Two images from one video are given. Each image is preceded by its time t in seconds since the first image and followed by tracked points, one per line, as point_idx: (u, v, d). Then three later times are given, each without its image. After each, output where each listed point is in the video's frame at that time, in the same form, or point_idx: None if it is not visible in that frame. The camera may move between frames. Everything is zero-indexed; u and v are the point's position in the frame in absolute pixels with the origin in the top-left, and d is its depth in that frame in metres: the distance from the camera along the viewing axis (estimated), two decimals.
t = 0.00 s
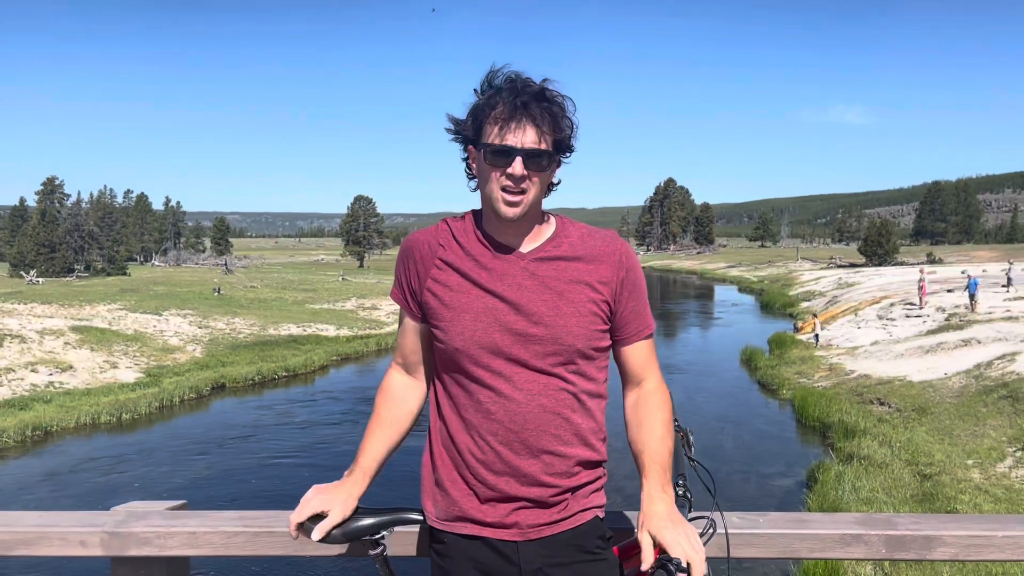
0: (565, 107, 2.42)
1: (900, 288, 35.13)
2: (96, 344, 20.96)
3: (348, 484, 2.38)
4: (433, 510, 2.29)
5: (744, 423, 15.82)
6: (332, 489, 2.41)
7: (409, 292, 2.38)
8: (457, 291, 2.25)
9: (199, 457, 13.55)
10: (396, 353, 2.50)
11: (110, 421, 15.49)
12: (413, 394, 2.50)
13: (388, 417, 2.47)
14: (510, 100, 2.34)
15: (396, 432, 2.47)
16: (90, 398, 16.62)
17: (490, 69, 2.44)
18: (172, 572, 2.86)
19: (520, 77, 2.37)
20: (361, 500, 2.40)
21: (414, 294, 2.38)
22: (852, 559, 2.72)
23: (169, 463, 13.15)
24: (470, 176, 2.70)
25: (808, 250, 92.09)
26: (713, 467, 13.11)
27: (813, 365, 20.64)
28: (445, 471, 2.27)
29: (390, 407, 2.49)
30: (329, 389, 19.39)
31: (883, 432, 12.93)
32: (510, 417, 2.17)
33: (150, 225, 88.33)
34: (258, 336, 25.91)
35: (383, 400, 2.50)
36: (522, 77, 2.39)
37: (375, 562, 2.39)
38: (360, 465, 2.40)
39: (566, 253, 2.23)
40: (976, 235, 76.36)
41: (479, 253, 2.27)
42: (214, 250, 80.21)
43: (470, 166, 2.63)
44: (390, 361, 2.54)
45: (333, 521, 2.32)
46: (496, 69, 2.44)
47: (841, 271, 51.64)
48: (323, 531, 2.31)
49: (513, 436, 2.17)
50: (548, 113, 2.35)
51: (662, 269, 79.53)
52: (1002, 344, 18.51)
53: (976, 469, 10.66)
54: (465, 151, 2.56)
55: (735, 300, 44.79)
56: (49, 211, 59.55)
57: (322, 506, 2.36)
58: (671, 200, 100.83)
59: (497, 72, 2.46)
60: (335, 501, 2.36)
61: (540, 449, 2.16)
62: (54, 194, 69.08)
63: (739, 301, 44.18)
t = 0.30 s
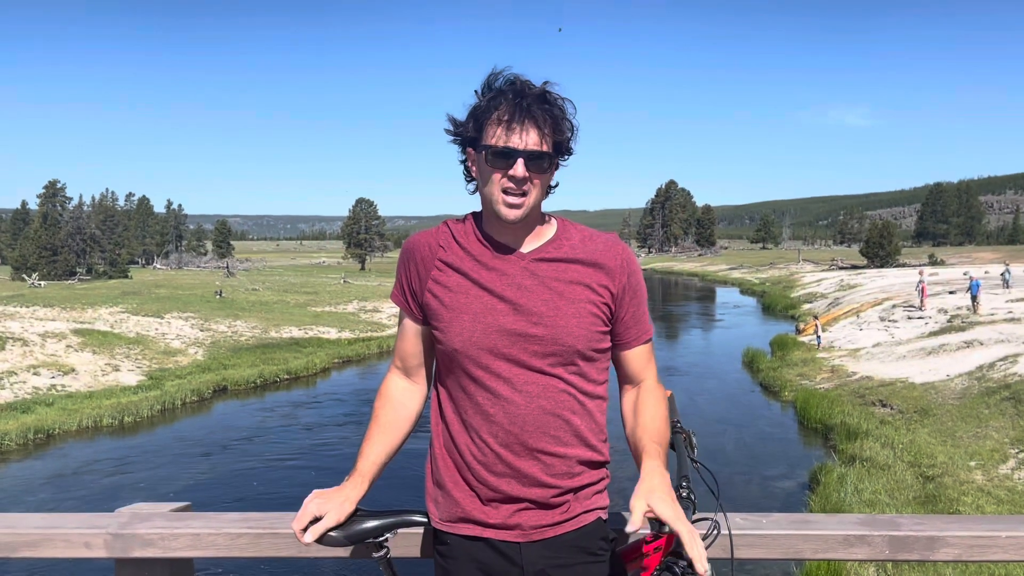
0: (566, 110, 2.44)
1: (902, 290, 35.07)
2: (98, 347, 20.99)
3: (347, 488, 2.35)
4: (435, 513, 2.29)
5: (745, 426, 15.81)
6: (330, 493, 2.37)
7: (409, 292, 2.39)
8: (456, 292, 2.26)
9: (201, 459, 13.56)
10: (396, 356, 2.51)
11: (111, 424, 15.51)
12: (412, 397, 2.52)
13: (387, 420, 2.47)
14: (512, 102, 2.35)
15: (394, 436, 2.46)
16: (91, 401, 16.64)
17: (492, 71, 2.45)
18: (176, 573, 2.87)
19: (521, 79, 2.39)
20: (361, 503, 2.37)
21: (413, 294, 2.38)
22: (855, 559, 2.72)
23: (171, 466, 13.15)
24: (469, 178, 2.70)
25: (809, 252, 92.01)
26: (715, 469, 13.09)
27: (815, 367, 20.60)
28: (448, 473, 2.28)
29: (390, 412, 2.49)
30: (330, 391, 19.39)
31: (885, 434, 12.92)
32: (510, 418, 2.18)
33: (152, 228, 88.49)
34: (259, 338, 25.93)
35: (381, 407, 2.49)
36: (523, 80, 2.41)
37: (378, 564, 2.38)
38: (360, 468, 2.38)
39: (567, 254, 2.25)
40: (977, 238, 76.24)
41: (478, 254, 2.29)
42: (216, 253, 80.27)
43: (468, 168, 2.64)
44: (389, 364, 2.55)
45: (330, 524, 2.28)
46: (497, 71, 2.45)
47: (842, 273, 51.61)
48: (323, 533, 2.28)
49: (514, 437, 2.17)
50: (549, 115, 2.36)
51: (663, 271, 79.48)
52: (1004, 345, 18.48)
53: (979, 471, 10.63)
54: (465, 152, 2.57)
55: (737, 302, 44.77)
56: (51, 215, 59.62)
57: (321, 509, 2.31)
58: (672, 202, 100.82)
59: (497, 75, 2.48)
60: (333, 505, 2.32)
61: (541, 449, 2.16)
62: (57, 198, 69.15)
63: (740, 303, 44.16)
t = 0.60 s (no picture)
0: (571, 116, 2.43)
1: (905, 290, 35.01)
2: (101, 350, 20.99)
3: (350, 488, 2.35)
4: (437, 512, 2.30)
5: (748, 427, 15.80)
6: (331, 493, 2.37)
7: (410, 289, 2.40)
8: (457, 291, 2.26)
9: (203, 460, 13.58)
10: (395, 354, 2.51)
11: (114, 426, 15.52)
12: (411, 393, 2.51)
13: (387, 418, 2.47)
14: (517, 109, 2.33)
15: (393, 434, 2.46)
16: (94, 403, 16.66)
17: (496, 73, 2.43)
18: (180, 572, 2.88)
19: (526, 84, 2.37)
20: (363, 504, 2.37)
21: (414, 290, 2.39)
22: (858, 560, 2.72)
23: (173, 468, 13.15)
24: (471, 179, 2.70)
25: (811, 253, 91.87)
26: (718, 471, 13.08)
27: (817, 368, 20.57)
28: (450, 472, 2.28)
29: (391, 410, 2.48)
30: (333, 392, 19.40)
31: (887, 435, 12.90)
32: (511, 418, 2.18)
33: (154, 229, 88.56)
34: (262, 340, 25.95)
35: (381, 404, 2.49)
36: (529, 83, 2.38)
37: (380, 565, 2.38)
38: (361, 469, 2.37)
39: (568, 255, 2.25)
40: (980, 238, 76.02)
41: (480, 255, 2.29)
42: (219, 255, 80.25)
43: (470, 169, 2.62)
44: (388, 362, 2.55)
45: (332, 525, 2.28)
46: (502, 73, 2.43)
47: (845, 274, 51.52)
48: (325, 534, 2.27)
49: (515, 436, 2.18)
50: (554, 123, 2.35)
51: (666, 272, 79.40)
52: (1006, 346, 18.45)
53: (981, 472, 10.60)
54: (467, 154, 2.56)
55: (738, 303, 44.74)
56: (54, 217, 59.66)
57: (322, 511, 2.30)
58: (674, 204, 100.74)
59: (502, 77, 2.45)
60: (335, 505, 2.32)
61: (541, 448, 2.17)
62: (59, 200, 69.19)
63: (743, 304, 44.12)
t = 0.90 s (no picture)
0: (576, 125, 2.36)
1: (907, 290, 35.00)
2: (103, 350, 21.03)
3: (353, 489, 2.35)
4: (440, 513, 2.30)
5: (750, 427, 15.79)
6: (334, 495, 2.37)
7: (412, 289, 2.40)
8: (459, 294, 2.26)
9: (206, 460, 13.59)
10: (396, 352, 2.50)
11: (116, 426, 15.53)
12: (411, 390, 2.51)
13: (388, 417, 2.46)
14: (523, 116, 2.25)
15: (395, 434, 2.46)
16: (96, 404, 16.68)
17: (505, 76, 2.36)
18: (182, 573, 2.88)
19: (534, 90, 2.30)
20: (366, 503, 2.38)
21: (416, 290, 2.40)
22: (860, 560, 2.72)
23: (175, 468, 13.16)
24: (473, 179, 2.64)
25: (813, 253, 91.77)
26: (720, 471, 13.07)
27: (820, 368, 20.53)
28: (453, 472, 2.28)
29: (393, 409, 2.48)
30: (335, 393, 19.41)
31: (890, 435, 12.89)
32: (514, 419, 2.18)
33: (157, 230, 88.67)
34: (264, 341, 25.99)
35: (382, 405, 2.49)
36: (536, 90, 2.31)
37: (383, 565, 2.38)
38: (364, 470, 2.38)
39: (570, 255, 2.25)
40: (982, 238, 75.89)
41: (482, 259, 2.28)
42: (221, 256, 80.33)
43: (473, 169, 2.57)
44: (387, 360, 2.55)
45: (336, 525, 2.28)
46: (511, 75, 2.36)
47: (847, 274, 51.53)
48: (329, 534, 2.28)
49: (518, 436, 2.18)
50: (559, 133, 2.28)
51: (667, 272, 79.37)
52: (1009, 345, 18.43)
53: (984, 472, 10.59)
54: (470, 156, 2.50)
55: (741, 303, 44.71)
56: (57, 219, 59.72)
57: (325, 511, 2.31)
58: (676, 204, 100.71)
59: (508, 78, 2.38)
60: (339, 505, 2.32)
61: (544, 449, 2.17)
62: (62, 200, 69.27)
63: (744, 304, 44.11)
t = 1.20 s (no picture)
0: (571, 130, 2.34)
1: (909, 289, 34.98)
2: (105, 350, 21.05)
3: (355, 490, 2.35)
4: (443, 512, 2.30)
5: (751, 426, 15.79)
6: (338, 496, 2.37)
7: (414, 286, 2.40)
8: (461, 294, 2.26)
9: (207, 461, 13.60)
10: (394, 350, 2.49)
11: (119, 426, 15.55)
12: (408, 387, 2.50)
13: (387, 419, 2.45)
14: (519, 127, 2.22)
15: (396, 434, 2.46)
16: (98, 404, 16.69)
17: (500, 83, 2.33)
18: (184, 573, 2.88)
19: (528, 99, 2.27)
20: (368, 505, 2.37)
21: (418, 287, 2.39)
22: (862, 560, 2.72)
23: (176, 468, 13.17)
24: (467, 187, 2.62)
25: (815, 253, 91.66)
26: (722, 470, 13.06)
27: (822, 368, 20.51)
28: (456, 472, 2.28)
29: (392, 409, 2.47)
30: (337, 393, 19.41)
31: (892, 434, 12.88)
32: (518, 419, 2.18)
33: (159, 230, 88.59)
34: (266, 341, 26.03)
35: (380, 405, 2.47)
36: (530, 98, 2.28)
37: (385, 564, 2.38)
38: (365, 471, 2.38)
39: (569, 249, 2.26)
40: (984, 237, 75.77)
41: (482, 260, 2.27)
42: (223, 256, 80.44)
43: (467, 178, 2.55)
44: (385, 359, 2.53)
45: (339, 525, 2.28)
46: (504, 83, 2.33)
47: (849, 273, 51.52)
48: (332, 535, 2.28)
49: (521, 436, 2.18)
50: (557, 142, 2.26)
51: (669, 271, 79.33)
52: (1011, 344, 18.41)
53: (986, 471, 10.58)
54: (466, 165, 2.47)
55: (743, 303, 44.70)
56: (59, 219, 59.80)
57: (328, 512, 2.31)
58: (678, 203, 100.65)
59: (499, 86, 2.35)
60: (342, 506, 2.33)
61: (548, 449, 2.17)
62: (64, 201, 69.36)
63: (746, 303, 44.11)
